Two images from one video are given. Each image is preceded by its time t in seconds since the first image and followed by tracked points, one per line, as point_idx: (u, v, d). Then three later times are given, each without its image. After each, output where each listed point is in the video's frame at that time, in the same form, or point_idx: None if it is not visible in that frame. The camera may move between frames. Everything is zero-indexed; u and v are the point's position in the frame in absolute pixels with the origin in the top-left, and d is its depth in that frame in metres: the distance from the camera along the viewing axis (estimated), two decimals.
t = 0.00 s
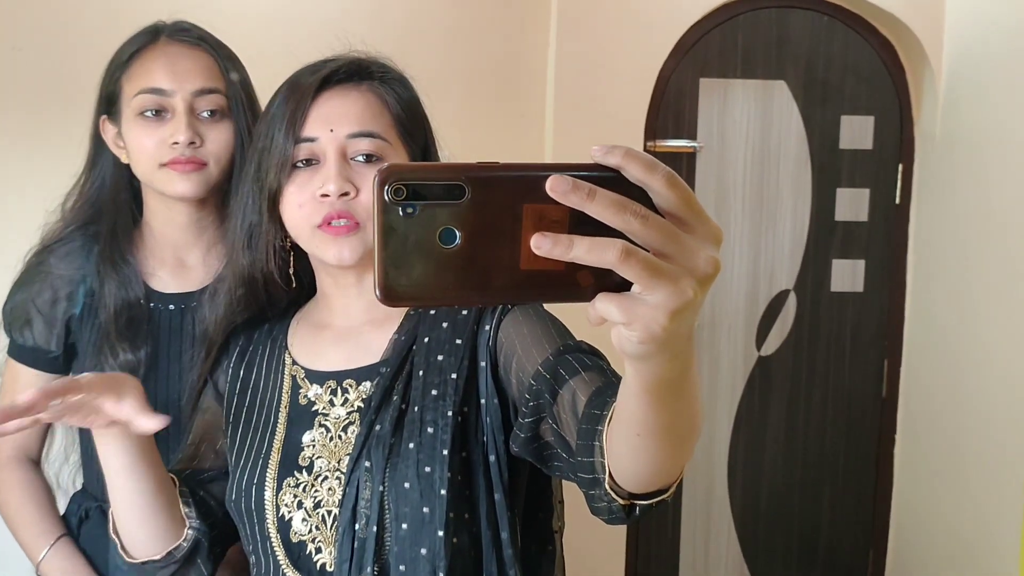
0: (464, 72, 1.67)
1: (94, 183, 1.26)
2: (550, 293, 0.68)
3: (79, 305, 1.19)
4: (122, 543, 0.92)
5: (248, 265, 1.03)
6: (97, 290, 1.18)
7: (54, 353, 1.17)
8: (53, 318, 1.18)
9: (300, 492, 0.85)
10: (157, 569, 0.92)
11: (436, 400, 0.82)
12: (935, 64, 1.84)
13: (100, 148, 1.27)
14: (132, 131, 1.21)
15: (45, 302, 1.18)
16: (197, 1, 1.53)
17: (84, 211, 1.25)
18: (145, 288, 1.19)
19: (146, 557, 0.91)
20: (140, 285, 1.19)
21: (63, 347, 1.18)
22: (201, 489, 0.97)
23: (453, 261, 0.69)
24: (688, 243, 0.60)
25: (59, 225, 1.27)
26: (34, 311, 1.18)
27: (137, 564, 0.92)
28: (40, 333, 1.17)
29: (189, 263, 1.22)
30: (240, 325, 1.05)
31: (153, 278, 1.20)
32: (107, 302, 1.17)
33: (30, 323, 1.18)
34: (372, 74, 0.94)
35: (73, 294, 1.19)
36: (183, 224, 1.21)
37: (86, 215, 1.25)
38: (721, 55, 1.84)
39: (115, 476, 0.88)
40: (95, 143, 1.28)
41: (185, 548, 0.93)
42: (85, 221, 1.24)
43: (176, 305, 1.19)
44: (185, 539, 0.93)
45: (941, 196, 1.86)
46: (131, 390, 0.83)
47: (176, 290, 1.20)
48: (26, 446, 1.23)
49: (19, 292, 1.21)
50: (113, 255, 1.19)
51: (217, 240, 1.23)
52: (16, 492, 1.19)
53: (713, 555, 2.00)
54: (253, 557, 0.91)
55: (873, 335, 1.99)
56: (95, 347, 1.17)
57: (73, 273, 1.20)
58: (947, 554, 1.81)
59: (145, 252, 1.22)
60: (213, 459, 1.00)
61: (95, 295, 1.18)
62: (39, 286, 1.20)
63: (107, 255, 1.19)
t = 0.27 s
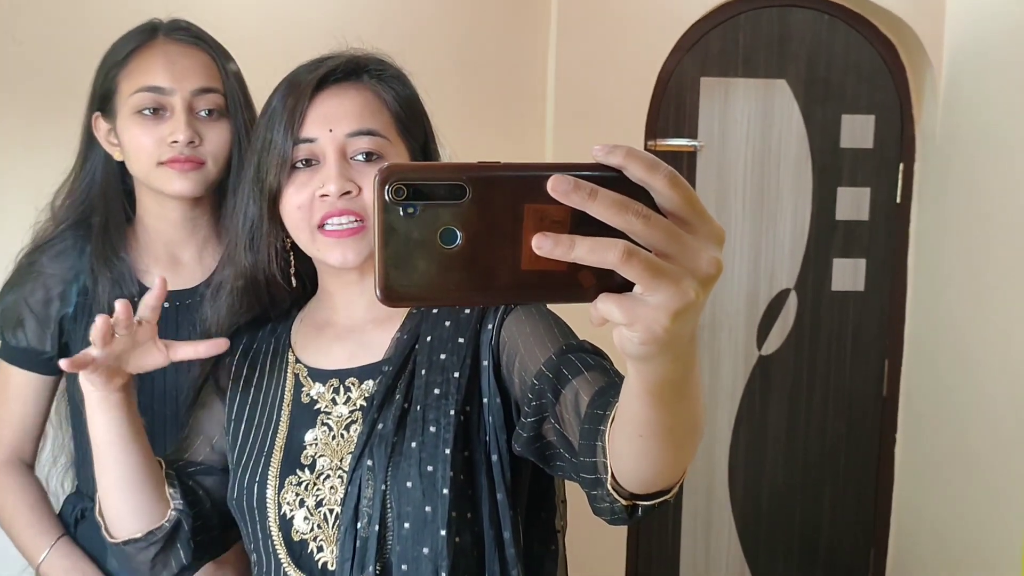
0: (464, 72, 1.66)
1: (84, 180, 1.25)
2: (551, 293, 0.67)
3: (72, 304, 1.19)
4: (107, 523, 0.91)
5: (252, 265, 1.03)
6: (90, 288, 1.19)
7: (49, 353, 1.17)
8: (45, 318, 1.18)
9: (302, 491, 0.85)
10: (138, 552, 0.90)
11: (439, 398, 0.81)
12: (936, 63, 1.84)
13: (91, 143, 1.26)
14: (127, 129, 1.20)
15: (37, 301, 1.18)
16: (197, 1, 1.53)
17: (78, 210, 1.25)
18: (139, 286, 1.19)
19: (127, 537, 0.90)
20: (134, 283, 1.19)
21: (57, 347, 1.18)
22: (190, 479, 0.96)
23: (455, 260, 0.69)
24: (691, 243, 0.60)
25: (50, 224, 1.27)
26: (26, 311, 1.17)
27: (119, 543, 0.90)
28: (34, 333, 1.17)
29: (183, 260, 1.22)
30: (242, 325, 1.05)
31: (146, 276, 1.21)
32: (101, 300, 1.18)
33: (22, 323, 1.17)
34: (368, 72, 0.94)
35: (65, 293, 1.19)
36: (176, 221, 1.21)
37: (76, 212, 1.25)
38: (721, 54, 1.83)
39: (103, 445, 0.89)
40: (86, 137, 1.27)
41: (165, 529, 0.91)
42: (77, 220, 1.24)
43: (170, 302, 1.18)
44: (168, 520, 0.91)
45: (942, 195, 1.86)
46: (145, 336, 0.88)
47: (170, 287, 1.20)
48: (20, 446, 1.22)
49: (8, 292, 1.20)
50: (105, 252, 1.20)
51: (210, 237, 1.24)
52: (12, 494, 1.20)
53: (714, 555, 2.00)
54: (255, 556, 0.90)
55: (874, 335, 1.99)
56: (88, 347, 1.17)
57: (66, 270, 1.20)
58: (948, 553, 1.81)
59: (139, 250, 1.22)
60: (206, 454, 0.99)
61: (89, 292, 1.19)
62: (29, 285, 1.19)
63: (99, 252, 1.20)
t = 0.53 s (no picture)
0: (465, 71, 1.67)
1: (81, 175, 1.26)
2: (552, 293, 0.68)
3: (69, 299, 1.19)
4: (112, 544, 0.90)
5: (252, 266, 1.03)
6: (86, 284, 1.18)
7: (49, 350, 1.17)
8: (43, 313, 1.17)
9: (306, 486, 0.86)
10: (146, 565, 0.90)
11: (443, 393, 0.82)
12: (935, 61, 1.84)
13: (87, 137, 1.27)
14: (128, 122, 1.20)
15: (35, 296, 1.18)
16: None
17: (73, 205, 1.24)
18: (137, 282, 1.19)
19: (132, 552, 0.90)
20: (130, 279, 1.19)
21: (57, 343, 1.18)
22: (196, 482, 0.97)
23: (457, 260, 0.69)
24: (692, 241, 0.60)
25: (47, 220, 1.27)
26: (22, 306, 1.17)
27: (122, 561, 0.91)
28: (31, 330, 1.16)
29: (178, 256, 1.22)
30: (243, 324, 1.05)
31: (143, 270, 1.20)
32: (97, 296, 1.17)
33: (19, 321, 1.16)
34: (366, 68, 0.94)
35: (62, 287, 1.19)
36: (173, 215, 1.21)
37: (72, 207, 1.24)
38: (721, 53, 1.84)
39: (82, 481, 0.86)
40: (84, 131, 1.27)
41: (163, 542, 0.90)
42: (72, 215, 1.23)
43: (168, 298, 1.19)
44: (166, 533, 0.91)
45: (942, 194, 1.86)
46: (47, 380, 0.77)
47: (168, 283, 1.20)
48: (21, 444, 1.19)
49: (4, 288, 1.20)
50: (103, 248, 1.19)
51: (207, 233, 1.24)
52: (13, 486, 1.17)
53: (714, 554, 2.00)
54: (259, 552, 0.91)
55: (874, 333, 1.99)
56: (86, 345, 1.16)
57: (63, 265, 1.20)
58: (949, 551, 1.81)
59: (135, 245, 1.22)
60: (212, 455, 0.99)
61: (85, 287, 1.18)
62: (26, 279, 1.19)
63: (96, 247, 1.19)
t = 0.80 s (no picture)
0: (463, 70, 1.66)
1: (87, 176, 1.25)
2: (552, 292, 0.67)
3: (71, 299, 1.18)
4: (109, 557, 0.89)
5: (247, 263, 1.03)
6: (89, 283, 1.18)
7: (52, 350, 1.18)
8: (46, 313, 1.17)
9: (304, 487, 0.85)
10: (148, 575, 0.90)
11: (439, 393, 0.81)
12: (935, 60, 1.84)
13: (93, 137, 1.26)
14: (131, 120, 1.19)
15: (39, 296, 1.18)
16: None
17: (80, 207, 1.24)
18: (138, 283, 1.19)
19: (130, 564, 0.89)
20: (131, 279, 1.18)
21: (59, 343, 1.19)
22: (195, 488, 0.96)
23: (455, 259, 0.69)
24: (690, 239, 0.60)
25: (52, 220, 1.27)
26: (27, 306, 1.17)
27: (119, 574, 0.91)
28: (36, 328, 1.17)
29: (181, 256, 1.23)
30: (238, 326, 1.05)
31: (147, 272, 1.21)
32: (98, 296, 1.16)
33: (24, 319, 1.17)
34: (363, 68, 0.94)
35: (65, 287, 1.18)
36: (177, 215, 1.21)
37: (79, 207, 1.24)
38: (720, 51, 1.83)
39: (71, 502, 0.86)
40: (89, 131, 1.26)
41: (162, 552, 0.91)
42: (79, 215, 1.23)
43: (169, 299, 1.19)
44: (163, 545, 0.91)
45: (942, 193, 1.86)
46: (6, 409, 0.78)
47: (171, 283, 1.21)
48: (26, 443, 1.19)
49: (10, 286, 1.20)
50: (104, 247, 1.19)
51: (211, 232, 1.25)
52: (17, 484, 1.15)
53: (713, 553, 2.00)
54: (257, 553, 0.90)
55: (873, 332, 1.99)
56: (87, 344, 1.15)
57: (66, 265, 1.20)
58: (948, 550, 1.81)
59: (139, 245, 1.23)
60: (213, 460, 0.99)
61: (87, 286, 1.18)
62: (30, 278, 1.19)
63: (98, 245, 1.19)
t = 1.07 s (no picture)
0: (464, 73, 1.66)
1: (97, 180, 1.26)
2: (552, 294, 0.67)
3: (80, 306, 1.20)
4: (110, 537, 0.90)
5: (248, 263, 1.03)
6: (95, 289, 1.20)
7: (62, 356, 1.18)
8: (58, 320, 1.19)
9: (304, 494, 0.85)
10: (142, 566, 0.90)
11: (440, 401, 0.81)
12: (935, 64, 1.84)
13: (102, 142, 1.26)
14: (135, 125, 1.20)
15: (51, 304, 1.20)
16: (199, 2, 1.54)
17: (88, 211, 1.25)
18: (142, 287, 1.19)
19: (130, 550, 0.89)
20: (137, 285, 1.19)
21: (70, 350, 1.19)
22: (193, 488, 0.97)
23: (457, 262, 0.69)
24: (691, 244, 0.60)
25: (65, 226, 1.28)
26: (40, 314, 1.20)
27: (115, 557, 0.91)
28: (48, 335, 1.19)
29: (185, 261, 1.22)
30: (237, 328, 1.05)
31: (152, 278, 1.21)
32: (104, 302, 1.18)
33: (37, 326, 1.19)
34: (369, 74, 0.94)
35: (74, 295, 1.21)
36: (180, 221, 1.21)
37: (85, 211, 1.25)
38: (721, 55, 1.83)
39: (95, 471, 0.85)
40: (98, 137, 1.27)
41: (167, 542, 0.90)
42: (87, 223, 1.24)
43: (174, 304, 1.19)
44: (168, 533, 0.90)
45: (942, 197, 1.86)
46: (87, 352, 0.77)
47: (174, 289, 1.20)
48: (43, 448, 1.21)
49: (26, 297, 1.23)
50: (111, 254, 1.20)
51: (213, 238, 1.23)
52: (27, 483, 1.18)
53: (714, 557, 2.00)
54: (258, 559, 0.90)
55: (874, 336, 1.99)
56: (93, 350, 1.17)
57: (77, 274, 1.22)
58: (949, 555, 1.81)
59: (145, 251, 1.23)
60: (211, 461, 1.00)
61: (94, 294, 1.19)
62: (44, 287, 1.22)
63: (104, 252, 1.20)
